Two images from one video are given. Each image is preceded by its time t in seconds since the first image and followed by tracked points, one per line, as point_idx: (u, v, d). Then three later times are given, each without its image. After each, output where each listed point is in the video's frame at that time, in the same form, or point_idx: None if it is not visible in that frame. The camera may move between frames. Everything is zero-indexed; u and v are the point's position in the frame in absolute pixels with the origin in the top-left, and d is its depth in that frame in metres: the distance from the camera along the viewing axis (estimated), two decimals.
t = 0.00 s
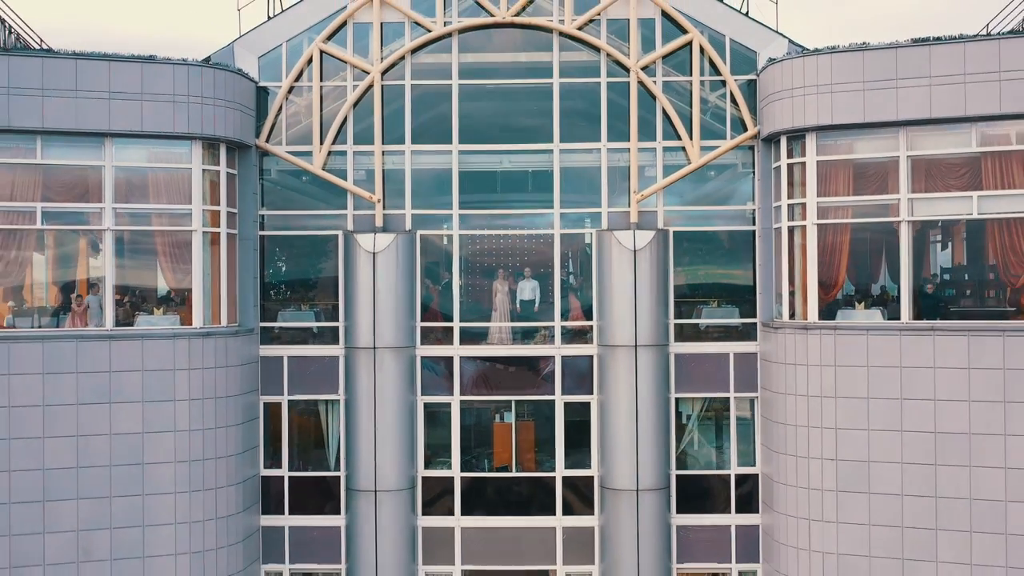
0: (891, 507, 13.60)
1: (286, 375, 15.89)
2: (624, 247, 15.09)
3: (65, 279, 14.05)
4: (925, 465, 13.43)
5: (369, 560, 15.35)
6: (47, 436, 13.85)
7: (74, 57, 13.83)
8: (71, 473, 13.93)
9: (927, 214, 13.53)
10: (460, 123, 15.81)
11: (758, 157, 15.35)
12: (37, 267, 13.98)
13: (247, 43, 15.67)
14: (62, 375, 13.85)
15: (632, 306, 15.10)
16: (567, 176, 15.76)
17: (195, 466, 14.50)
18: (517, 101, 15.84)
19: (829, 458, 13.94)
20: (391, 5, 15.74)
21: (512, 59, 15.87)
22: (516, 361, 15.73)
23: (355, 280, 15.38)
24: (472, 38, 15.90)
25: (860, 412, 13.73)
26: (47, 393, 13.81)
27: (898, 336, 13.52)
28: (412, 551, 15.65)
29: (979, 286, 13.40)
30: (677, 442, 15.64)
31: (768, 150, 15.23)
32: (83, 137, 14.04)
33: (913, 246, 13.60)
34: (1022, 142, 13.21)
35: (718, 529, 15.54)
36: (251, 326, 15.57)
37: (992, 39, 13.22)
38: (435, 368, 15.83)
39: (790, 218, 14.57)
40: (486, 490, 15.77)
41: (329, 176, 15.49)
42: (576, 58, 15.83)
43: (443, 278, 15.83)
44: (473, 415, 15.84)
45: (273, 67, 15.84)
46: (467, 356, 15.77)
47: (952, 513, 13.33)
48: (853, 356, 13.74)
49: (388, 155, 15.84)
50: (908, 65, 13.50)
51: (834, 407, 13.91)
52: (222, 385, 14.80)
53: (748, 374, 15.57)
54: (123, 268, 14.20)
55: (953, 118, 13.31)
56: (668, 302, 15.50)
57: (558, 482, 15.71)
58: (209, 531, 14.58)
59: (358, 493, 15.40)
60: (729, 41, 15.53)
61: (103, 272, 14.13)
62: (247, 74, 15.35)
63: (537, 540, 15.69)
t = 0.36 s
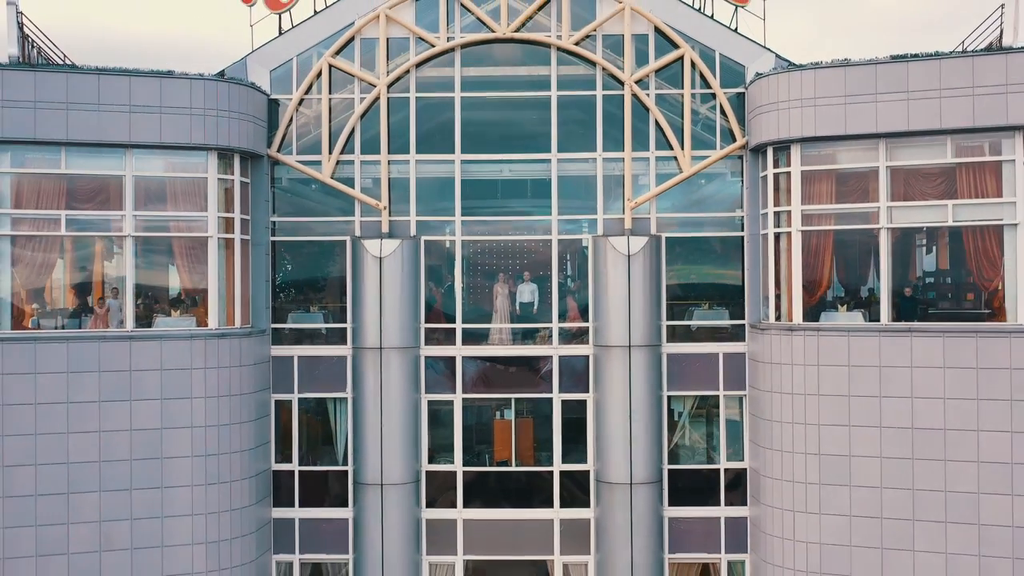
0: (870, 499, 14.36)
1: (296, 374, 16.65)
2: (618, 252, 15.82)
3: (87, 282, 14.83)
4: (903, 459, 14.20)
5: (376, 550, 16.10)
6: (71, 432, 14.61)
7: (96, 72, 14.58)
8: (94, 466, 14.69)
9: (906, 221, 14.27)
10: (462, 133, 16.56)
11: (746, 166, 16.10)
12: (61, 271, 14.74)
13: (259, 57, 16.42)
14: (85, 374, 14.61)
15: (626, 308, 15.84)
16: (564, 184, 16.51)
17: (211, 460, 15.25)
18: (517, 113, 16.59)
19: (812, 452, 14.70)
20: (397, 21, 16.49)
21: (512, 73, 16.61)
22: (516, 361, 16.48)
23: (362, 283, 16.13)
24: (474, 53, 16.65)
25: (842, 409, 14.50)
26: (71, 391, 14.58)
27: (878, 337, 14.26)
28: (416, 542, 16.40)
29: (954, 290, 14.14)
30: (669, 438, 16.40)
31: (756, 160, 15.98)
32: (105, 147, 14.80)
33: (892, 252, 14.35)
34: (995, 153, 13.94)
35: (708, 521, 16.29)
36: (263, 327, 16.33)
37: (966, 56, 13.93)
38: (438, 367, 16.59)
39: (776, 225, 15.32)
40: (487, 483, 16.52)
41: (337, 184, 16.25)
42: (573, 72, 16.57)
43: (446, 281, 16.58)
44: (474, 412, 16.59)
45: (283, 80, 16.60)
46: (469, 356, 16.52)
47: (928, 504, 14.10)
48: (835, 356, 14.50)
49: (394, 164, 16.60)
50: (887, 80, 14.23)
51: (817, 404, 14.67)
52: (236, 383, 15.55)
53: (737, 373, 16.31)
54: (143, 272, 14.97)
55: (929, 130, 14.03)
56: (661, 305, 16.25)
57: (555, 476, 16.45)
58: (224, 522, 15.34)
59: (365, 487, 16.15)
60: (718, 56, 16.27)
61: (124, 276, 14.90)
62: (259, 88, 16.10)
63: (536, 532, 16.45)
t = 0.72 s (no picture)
0: (852, 489, 15.16)
1: (306, 371, 17.42)
2: (614, 254, 16.56)
3: (109, 282, 15.61)
4: (883, 451, 14.99)
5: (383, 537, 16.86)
6: (94, 425, 15.42)
7: (118, 83, 15.32)
8: (116, 457, 15.49)
9: (887, 225, 15.02)
10: (465, 140, 17.30)
11: (736, 172, 16.86)
12: (84, 272, 15.52)
13: (270, 68, 17.18)
14: (107, 370, 15.42)
15: (621, 307, 16.58)
16: (562, 189, 17.26)
17: (226, 452, 16.04)
18: (517, 120, 17.34)
19: (798, 444, 15.49)
20: (402, 33, 17.26)
21: (513, 83, 17.35)
22: (516, 358, 17.25)
23: (370, 283, 16.90)
24: (476, 63, 17.40)
25: (825, 403, 15.29)
26: (94, 386, 15.38)
27: (859, 335, 15.06)
28: (421, 530, 17.19)
29: (932, 290, 14.90)
30: (662, 431, 17.18)
31: (745, 166, 16.72)
32: (125, 155, 15.58)
33: (873, 254, 15.10)
34: (971, 161, 14.70)
35: (700, 510, 17.07)
36: (275, 325, 17.11)
37: (943, 68, 14.71)
38: (442, 364, 17.37)
39: (764, 228, 16.07)
40: (489, 475, 17.29)
41: (345, 189, 17.03)
42: (571, 81, 17.32)
43: (449, 281, 17.34)
44: (476, 406, 17.36)
45: (294, 90, 17.36)
46: (471, 353, 17.28)
47: (906, 494, 14.88)
48: (818, 353, 15.30)
49: (400, 169, 17.36)
50: (868, 91, 15.01)
51: (802, 399, 15.46)
52: (250, 379, 16.33)
53: (727, 369, 17.07)
54: (161, 273, 15.74)
55: (908, 139, 14.81)
56: (654, 304, 17.01)
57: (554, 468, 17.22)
58: (238, 511, 16.12)
59: (372, 478, 16.92)
60: (710, 66, 17.03)
61: (143, 276, 15.67)
62: (271, 97, 16.86)
63: (535, 520, 17.23)
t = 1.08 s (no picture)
0: (834, 478, 15.96)
1: (315, 366, 18.22)
2: (609, 255, 17.36)
3: (128, 281, 16.41)
4: (864, 442, 15.80)
5: (389, 525, 17.72)
6: (115, 417, 16.27)
7: (137, 92, 16.14)
8: (135, 447, 16.33)
9: (868, 227, 15.81)
10: (467, 145, 18.07)
11: (726, 176, 17.63)
12: (105, 272, 16.33)
13: (281, 76, 17.97)
14: (128, 364, 16.26)
15: (616, 305, 17.40)
16: (560, 192, 18.04)
17: (240, 443, 16.84)
18: (517, 126, 18.11)
19: (783, 435, 16.31)
20: (407, 43, 18.04)
21: (513, 90, 18.12)
22: (516, 353, 18.04)
23: (377, 282, 17.71)
24: (477, 71, 18.17)
25: (809, 396, 16.11)
26: (115, 380, 16.23)
27: (841, 332, 15.87)
28: (425, 518, 18.02)
29: (911, 289, 15.69)
30: (655, 424, 17.99)
31: (735, 170, 17.51)
32: (144, 160, 16.37)
33: (856, 255, 15.88)
34: (947, 166, 15.49)
35: (691, 499, 17.88)
36: (286, 322, 17.91)
37: (921, 78, 15.52)
38: (445, 359, 18.17)
39: (752, 230, 16.85)
40: (490, 465, 18.09)
41: (353, 192, 17.81)
42: (568, 89, 18.09)
43: (451, 280, 18.13)
44: (478, 400, 18.16)
45: (303, 97, 18.15)
46: (473, 349, 18.08)
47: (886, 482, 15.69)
48: (803, 348, 16.12)
49: (405, 173, 18.13)
50: (850, 100, 15.82)
51: (787, 392, 16.27)
52: (262, 374, 17.14)
53: (717, 364, 17.87)
54: (178, 272, 16.55)
55: (888, 145, 15.62)
56: (648, 302, 17.82)
57: (552, 458, 18.02)
58: (251, 499, 16.93)
59: (379, 468, 17.80)
60: (701, 75, 17.81)
61: (161, 276, 16.48)
62: (282, 104, 17.64)
63: (534, 509, 18.03)
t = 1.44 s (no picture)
0: (819, 468, 16.79)
1: (324, 361, 19.03)
2: (605, 255, 18.19)
3: (147, 280, 17.21)
4: (847, 433, 16.63)
5: (395, 513, 18.57)
6: (135, 410, 17.09)
7: (155, 101, 16.95)
8: (154, 439, 17.17)
9: (851, 229, 16.61)
10: (469, 150, 18.87)
11: (717, 180, 18.41)
12: (125, 272, 17.14)
13: (291, 84, 18.77)
14: (146, 360, 17.09)
15: (611, 303, 18.24)
16: (558, 195, 18.84)
17: (253, 435, 17.68)
18: (517, 132, 18.90)
19: (770, 427, 17.15)
20: (412, 52, 18.84)
21: (513, 97, 18.90)
22: (516, 349, 18.86)
23: (383, 281, 18.53)
24: (479, 79, 18.95)
25: (795, 390, 16.94)
26: (135, 374, 17.06)
27: (825, 329, 16.70)
28: (429, 506, 18.86)
29: (892, 288, 16.49)
30: (650, 417, 18.81)
31: (725, 174, 18.31)
32: (162, 165, 17.19)
33: (840, 255, 16.68)
34: (926, 171, 16.31)
35: (684, 488, 18.70)
36: (296, 320, 18.71)
37: (901, 88, 16.33)
38: (448, 355, 18.99)
39: (741, 231, 17.64)
40: (491, 456, 18.91)
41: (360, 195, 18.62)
42: (566, 96, 18.87)
43: (454, 279, 18.96)
44: (480, 394, 18.97)
45: (313, 104, 18.95)
46: (475, 345, 18.88)
47: (868, 472, 16.51)
48: (789, 345, 16.94)
49: (410, 177, 18.93)
50: (834, 108, 16.64)
51: (774, 386, 17.10)
52: (274, 369, 17.96)
53: (709, 359, 18.67)
54: (194, 271, 17.33)
55: (870, 151, 16.43)
56: (642, 300, 18.63)
57: (550, 450, 18.83)
58: (264, 488, 17.76)
59: (385, 458, 18.67)
60: (693, 83, 18.60)
61: (178, 276, 17.27)
62: (292, 111, 18.44)
63: (534, 498, 18.86)
